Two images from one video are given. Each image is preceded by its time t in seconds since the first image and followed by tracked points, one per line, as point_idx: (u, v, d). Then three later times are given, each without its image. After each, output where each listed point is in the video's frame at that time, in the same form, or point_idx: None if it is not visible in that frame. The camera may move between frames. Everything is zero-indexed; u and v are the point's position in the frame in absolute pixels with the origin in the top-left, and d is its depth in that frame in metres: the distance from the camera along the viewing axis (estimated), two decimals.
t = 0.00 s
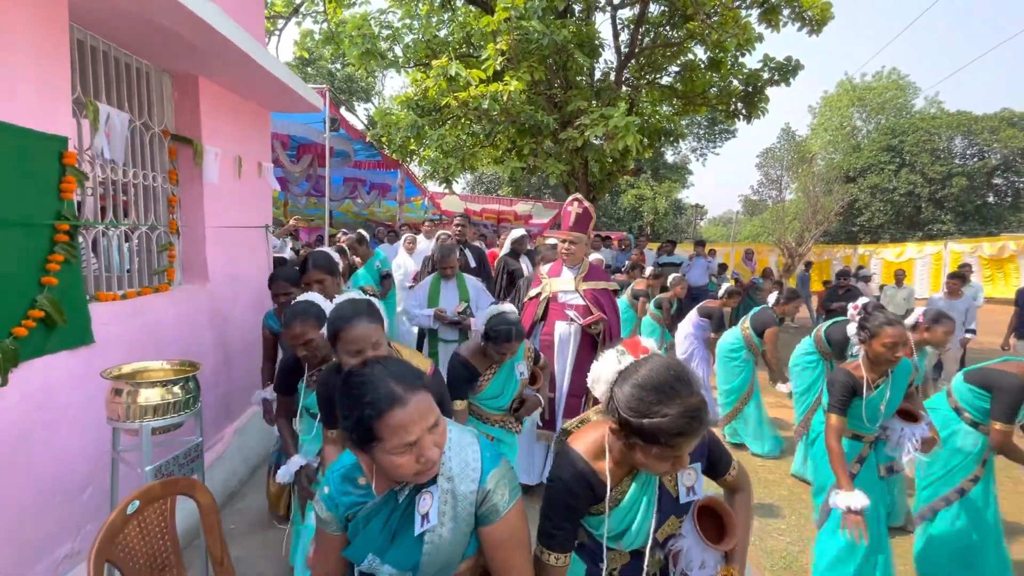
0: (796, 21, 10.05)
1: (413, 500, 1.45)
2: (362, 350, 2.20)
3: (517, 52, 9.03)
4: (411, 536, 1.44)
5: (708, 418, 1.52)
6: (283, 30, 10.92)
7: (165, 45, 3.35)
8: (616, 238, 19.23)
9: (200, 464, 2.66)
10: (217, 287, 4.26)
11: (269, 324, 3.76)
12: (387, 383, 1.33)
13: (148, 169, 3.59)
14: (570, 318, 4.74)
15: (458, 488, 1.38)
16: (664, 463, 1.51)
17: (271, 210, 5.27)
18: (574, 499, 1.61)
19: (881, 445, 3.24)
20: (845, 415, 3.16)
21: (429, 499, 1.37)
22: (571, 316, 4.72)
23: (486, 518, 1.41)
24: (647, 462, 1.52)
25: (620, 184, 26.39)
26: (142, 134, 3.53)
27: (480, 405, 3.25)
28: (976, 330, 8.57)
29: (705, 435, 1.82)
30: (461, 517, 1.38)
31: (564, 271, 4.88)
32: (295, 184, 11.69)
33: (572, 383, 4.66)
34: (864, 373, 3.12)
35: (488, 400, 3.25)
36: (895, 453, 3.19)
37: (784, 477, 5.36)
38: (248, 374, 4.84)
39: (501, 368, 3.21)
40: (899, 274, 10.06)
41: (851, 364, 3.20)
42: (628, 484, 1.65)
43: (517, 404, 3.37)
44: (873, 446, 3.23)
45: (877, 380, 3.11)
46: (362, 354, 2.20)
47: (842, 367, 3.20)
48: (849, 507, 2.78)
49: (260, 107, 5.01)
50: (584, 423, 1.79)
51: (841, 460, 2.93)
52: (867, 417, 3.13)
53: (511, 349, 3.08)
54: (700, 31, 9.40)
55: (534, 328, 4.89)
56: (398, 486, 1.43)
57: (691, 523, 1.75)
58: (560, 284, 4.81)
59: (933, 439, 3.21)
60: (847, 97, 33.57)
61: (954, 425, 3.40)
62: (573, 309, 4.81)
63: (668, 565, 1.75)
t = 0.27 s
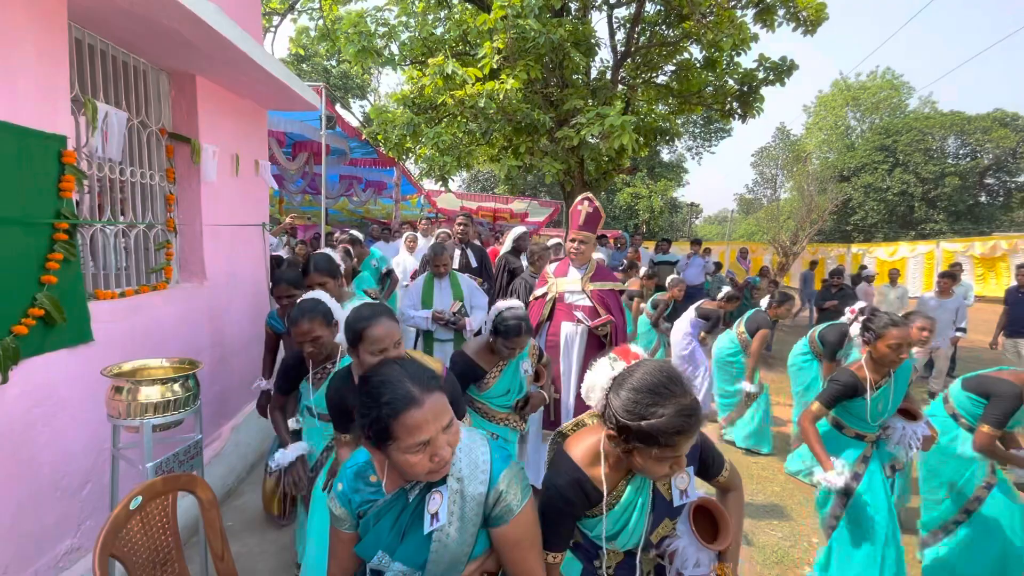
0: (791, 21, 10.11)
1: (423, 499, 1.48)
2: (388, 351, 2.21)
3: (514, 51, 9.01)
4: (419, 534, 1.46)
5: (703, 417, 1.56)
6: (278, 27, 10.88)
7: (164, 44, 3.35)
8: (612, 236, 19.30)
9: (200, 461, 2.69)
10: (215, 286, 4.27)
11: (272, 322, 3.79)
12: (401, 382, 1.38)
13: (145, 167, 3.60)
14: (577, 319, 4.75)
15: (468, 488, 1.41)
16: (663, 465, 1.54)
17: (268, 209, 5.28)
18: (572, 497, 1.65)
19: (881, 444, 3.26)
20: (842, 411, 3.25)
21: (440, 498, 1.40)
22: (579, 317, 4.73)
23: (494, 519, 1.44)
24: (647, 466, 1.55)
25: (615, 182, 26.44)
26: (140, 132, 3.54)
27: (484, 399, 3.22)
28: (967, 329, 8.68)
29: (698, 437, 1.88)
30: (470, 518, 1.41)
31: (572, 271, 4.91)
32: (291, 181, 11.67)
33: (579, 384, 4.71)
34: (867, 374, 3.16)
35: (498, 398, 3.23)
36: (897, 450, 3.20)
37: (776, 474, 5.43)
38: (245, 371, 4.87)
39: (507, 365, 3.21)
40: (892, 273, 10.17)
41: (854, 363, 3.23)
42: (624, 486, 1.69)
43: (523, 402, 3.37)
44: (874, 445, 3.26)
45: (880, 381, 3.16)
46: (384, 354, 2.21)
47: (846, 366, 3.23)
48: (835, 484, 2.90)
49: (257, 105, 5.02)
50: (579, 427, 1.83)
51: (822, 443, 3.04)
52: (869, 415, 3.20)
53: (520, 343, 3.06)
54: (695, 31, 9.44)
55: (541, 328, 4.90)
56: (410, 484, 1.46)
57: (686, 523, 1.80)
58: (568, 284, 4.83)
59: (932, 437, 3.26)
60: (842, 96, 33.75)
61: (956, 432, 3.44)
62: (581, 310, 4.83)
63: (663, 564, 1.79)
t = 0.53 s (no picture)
0: (783, 22, 10.23)
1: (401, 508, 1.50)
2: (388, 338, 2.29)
3: (510, 49, 9.02)
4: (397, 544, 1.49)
5: (700, 438, 1.60)
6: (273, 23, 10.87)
7: (166, 42, 3.39)
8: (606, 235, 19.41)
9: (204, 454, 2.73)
10: (216, 279, 4.33)
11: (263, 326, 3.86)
12: (370, 400, 1.36)
13: (147, 164, 3.64)
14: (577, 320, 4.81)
15: (445, 499, 1.42)
16: (658, 485, 1.59)
17: (266, 206, 5.32)
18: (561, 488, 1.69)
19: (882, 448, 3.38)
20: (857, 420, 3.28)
21: (416, 510, 1.42)
22: (578, 318, 4.79)
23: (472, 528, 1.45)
24: (641, 483, 1.60)
25: (609, 180, 26.56)
26: (141, 129, 3.58)
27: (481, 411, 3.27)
28: (954, 326, 8.84)
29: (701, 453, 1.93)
30: (446, 528, 1.43)
31: (574, 270, 4.95)
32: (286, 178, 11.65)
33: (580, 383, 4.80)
34: (876, 379, 3.22)
35: (498, 408, 3.29)
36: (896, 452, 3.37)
37: (767, 468, 5.55)
38: (244, 367, 4.90)
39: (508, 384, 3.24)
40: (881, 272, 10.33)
41: (863, 368, 3.29)
42: (628, 505, 1.74)
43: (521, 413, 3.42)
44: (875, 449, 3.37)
45: (891, 386, 3.25)
46: (384, 339, 2.28)
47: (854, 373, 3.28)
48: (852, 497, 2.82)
49: (255, 103, 5.04)
50: (578, 437, 1.87)
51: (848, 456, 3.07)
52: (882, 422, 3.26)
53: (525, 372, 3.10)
54: (689, 30, 9.52)
55: (542, 325, 5.00)
56: (385, 495, 1.48)
57: (687, 533, 1.86)
58: (569, 284, 4.89)
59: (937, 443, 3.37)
60: (834, 96, 34.05)
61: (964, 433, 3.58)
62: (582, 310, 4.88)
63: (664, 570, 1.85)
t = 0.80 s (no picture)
0: (773, 23, 10.39)
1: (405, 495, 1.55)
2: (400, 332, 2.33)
3: (504, 47, 9.12)
4: (400, 530, 1.53)
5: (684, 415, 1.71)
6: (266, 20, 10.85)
7: (169, 41, 3.45)
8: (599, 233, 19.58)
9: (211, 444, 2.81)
10: (215, 275, 4.38)
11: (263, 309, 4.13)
12: (381, 397, 1.41)
13: (149, 161, 3.68)
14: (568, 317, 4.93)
15: (449, 486, 1.47)
16: (643, 441, 1.69)
17: (264, 203, 5.37)
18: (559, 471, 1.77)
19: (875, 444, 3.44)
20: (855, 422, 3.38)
21: (421, 498, 1.46)
22: (569, 315, 4.90)
23: (473, 515, 1.51)
24: (628, 439, 1.70)
25: (602, 178, 26.72)
26: (145, 127, 3.63)
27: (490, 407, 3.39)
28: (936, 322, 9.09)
29: (683, 425, 2.01)
30: (448, 515, 1.48)
31: (565, 267, 5.05)
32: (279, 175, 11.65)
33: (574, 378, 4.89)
34: (864, 376, 3.34)
35: (497, 401, 3.41)
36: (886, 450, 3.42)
37: (755, 460, 5.71)
38: (243, 362, 4.96)
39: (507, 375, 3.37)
40: (868, 270, 10.55)
41: (852, 366, 3.42)
42: (621, 475, 1.82)
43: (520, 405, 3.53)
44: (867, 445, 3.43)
45: (876, 382, 3.37)
46: (396, 327, 2.33)
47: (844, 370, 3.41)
48: (888, 493, 2.80)
49: (253, 101, 5.09)
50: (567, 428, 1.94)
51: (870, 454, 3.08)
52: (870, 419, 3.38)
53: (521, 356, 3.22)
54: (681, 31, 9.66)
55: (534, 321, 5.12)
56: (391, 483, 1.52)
57: (678, 511, 1.90)
58: (561, 281, 5.01)
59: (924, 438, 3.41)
60: (823, 96, 34.46)
61: (956, 430, 3.56)
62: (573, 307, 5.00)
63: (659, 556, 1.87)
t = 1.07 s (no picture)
0: (759, 25, 10.58)
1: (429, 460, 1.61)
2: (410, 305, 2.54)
3: (495, 46, 9.19)
4: (422, 493, 1.59)
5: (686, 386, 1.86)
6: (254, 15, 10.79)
7: (165, 38, 3.48)
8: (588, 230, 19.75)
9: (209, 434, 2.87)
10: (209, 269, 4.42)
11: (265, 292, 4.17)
12: (416, 361, 1.51)
13: (143, 156, 3.71)
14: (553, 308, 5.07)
15: (470, 452, 1.55)
16: (622, 364, 1.78)
17: (257, 198, 5.41)
18: (565, 437, 1.81)
19: (854, 421, 3.64)
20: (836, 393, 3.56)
21: (443, 462, 1.53)
22: (554, 306, 5.05)
23: (493, 484, 1.58)
24: (607, 362, 1.80)
25: (591, 176, 26.88)
26: (139, 122, 3.65)
27: (478, 376, 3.50)
28: (914, 317, 9.40)
29: (668, 370, 2.05)
30: (468, 481, 1.55)
31: (544, 261, 5.16)
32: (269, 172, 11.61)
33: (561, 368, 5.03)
34: (844, 349, 3.49)
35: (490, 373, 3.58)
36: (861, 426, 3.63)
37: (740, 452, 5.89)
38: (237, 356, 5.01)
39: (500, 337, 3.57)
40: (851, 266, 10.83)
41: (831, 342, 3.59)
42: (607, 402, 1.88)
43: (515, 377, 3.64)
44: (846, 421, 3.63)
45: (855, 356, 3.50)
46: (410, 293, 2.55)
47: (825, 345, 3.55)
48: (864, 454, 2.98)
49: (246, 97, 5.13)
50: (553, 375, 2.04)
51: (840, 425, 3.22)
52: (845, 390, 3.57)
53: (511, 306, 3.54)
54: (670, 31, 9.80)
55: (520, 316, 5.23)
56: (417, 448, 1.58)
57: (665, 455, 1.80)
58: (542, 275, 5.11)
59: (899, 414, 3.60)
60: (809, 96, 34.97)
61: (932, 410, 3.69)
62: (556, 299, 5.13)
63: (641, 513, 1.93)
